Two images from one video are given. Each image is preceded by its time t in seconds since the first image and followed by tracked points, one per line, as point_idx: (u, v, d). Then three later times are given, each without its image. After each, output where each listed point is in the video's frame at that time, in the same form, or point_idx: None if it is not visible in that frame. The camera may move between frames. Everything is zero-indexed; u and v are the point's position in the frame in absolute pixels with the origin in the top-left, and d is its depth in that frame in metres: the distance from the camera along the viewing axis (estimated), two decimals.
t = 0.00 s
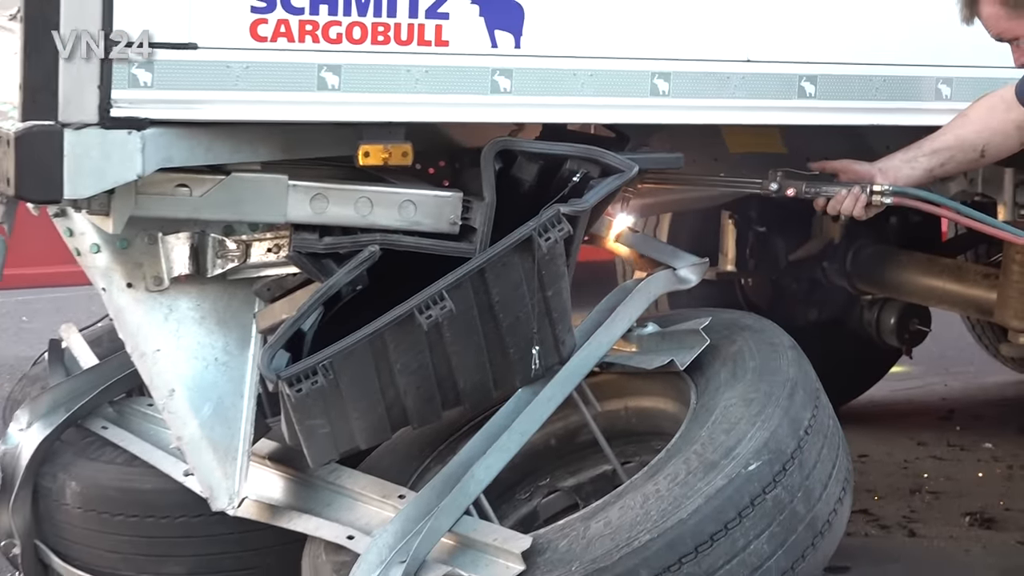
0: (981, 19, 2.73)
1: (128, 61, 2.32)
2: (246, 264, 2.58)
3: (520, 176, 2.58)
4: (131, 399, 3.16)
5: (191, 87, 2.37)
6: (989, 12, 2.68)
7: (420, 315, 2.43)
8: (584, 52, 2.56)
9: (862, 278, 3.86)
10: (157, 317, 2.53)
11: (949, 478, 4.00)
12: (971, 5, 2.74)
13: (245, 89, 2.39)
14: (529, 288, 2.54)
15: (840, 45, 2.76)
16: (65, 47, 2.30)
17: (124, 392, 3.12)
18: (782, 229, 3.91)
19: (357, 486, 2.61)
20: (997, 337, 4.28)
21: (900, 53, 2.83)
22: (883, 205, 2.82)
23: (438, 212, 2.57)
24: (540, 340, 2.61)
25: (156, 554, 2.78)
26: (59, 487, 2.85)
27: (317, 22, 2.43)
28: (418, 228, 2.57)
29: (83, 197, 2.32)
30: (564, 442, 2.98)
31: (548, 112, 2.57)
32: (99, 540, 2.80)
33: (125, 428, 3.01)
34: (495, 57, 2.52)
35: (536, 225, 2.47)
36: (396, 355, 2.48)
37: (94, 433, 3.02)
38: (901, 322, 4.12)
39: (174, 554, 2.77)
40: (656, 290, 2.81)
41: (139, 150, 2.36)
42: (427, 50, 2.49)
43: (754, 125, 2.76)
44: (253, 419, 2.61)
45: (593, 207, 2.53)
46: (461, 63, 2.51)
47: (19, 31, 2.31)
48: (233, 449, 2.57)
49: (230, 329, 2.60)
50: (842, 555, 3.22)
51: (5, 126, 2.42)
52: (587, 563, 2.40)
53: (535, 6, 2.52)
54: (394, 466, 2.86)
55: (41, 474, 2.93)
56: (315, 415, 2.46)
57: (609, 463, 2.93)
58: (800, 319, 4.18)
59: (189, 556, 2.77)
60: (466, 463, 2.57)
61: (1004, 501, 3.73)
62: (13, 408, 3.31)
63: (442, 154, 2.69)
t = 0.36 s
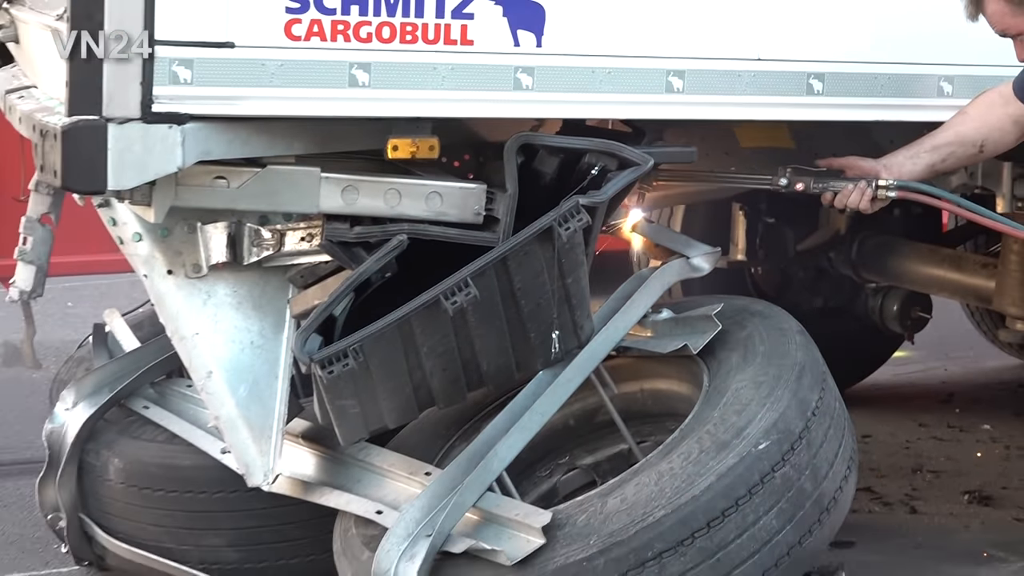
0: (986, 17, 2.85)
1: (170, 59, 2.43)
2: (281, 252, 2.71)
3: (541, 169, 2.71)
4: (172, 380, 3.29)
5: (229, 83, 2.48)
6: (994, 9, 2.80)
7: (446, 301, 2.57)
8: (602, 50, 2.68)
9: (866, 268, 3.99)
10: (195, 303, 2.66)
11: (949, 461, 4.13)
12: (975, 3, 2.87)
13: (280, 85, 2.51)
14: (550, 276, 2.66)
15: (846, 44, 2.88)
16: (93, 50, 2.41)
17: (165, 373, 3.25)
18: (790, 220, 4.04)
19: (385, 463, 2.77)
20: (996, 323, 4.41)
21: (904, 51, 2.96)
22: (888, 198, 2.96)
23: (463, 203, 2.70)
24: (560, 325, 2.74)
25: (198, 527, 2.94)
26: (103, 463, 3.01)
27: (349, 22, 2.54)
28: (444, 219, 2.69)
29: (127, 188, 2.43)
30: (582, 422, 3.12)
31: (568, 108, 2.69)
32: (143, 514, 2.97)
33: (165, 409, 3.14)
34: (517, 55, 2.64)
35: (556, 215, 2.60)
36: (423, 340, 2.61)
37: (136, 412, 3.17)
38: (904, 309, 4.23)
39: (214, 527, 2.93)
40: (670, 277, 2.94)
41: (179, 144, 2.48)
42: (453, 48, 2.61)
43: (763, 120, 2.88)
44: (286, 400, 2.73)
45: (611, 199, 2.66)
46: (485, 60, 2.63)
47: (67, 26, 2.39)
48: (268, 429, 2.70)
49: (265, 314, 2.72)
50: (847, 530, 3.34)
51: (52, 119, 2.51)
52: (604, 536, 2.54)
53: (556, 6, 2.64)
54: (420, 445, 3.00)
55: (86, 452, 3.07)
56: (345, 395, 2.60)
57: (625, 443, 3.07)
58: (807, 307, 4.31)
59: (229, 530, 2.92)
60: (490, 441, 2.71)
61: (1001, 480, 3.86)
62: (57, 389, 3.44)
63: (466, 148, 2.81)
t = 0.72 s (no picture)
0: (988, 14, 2.96)
1: (204, 52, 2.56)
2: (310, 237, 2.83)
3: (557, 159, 2.83)
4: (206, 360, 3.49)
5: (261, 76, 2.60)
6: (997, 5, 2.91)
7: (467, 284, 2.70)
8: (616, 45, 2.81)
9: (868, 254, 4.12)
10: (228, 284, 2.79)
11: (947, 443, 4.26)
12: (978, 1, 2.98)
13: (309, 78, 2.63)
14: (566, 261, 2.79)
15: (849, 39, 3.01)
16: (142, 45, 2.53)
17: (199, 353, 3.43)
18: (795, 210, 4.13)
19: (406, 438, 2.92)
20: (991, 308, 4.54)
21: (904, 46, 3.08)
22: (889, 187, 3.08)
23: (483, 191, 2.82)
24: (575, 307, 2.87)
25: (230, 499, 3.18)
26: (140, 437, 3.25)
27: (375, 18, 2.66)
28: (464, 206, 2.82)
29: (163, 176, 2.55)
30: (597, 401, 3.28)
31: (583, 100, 2.81)
32: (177, 487, 3.23)
33: (199, 386, 3.33)
34: (535, 49, 2.76)
35: (572, 203, 2.73)
36: (445, 321, 2.74)
37: (170, 390, 3.35)
38: (903, 295, 4.43)
39: (246, 499, 3.17)
40: (680, 263, 3.06)
41: (212, 135, 2.60)
42: (474, 43, 2.73)
43: (769, 113, 3.00)
44: (314, 378, 2.87)
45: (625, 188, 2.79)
46: (505, 54, 2.75)
47: (107, 23, 2.52)
48: (297, 406, 2.84)
49: (294, 296, 2.85)
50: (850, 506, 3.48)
51: (92, 110, 2.63)
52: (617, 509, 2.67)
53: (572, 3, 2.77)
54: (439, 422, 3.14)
55: (124, 427, 3.30)
56: (370, 373, 2.73)
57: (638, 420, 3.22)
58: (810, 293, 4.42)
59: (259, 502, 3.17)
60: (508, 417, 2.85)
61: (996, 456, 4.06)
62: (95, 367, 3.65)
63: (486, 139, 2.94)
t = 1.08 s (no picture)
0: (978, 15, 2.93)
1: (229, 53, 2.66)
2: (329, 230, 2.96)
3: (565, 155, 2.97)
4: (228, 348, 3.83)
5: (283, 77, 2.71)
6: (988, 7, 2.88)
7: (479, 275, 2.82)
8: (622, 47, 2.93)
9: (863, 248, 4.25)
10: (252, 274, 2.92)
11: (940, 432, 4.40)
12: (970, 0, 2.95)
13: (328, 78, 2.74)
14: (573, 254, 2.92)
15: (844, 42, 3.14)
16: (150, 45, 2.65)
17: (223, 341, 3.80)
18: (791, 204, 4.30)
19: (422, 423, 3.08)
20: (981, 299, 4.67)
21: (898, 48, 3.21)
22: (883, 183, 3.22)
23: (495, 185, 2.96)
24: (583, 298, 3.01)
25: (252, 480, 3.50)
26: (166, 421, 3.58)
27: (392, 21, 2.77)
28: (477, 200, 2.95)
29: (189, 171, 2.67)
30: (603, 387, 3.45)
31: (590, 99, 2.94)
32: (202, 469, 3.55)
33: (222, 371, 3.69)
34: (545, 51, 2.88)
35: (580, 198, 2.85)
36: (458, 311, 2.87)
37: (196, 374, 3.71)
38: (896, 286, 4.49)
39: (264, 480, 3.49)
40: (682, 255, 3.19)
41: (236, 131, 2.71)
42: (487, 44, 2.85)
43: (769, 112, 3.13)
44: (332, 365, 3.00)
45: (630, 183, 2.92)
46: (515, 55, 2.87)
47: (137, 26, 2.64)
48: (318, 391, 2.98)
49: (314, 286, 2.99)
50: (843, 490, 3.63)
51: (121, 108, 2.76)
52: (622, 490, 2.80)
53: (580, 6, 2.89)
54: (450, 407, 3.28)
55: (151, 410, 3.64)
56: (387, 361, 2.86)
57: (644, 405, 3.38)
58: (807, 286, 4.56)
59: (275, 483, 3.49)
60: (517, 403, 2.97)
61: (982, 441, 4.34)
62: (126, 352, 3.97)
63: (498, 136, 3.08)
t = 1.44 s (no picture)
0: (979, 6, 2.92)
1: (237, 48, 2.68)
2: (335, 224, 2.96)
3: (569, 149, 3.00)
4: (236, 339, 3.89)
5: (289, 72, 2.73)
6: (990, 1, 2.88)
7: (484, 268, 2.90)
8: (626, 43, 2.96)
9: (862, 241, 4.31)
10: (259, 267, 2.95)
11: (940, 426, 4.44)
12: None
13: (333, 73, 2.76)
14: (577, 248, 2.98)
15: (846, 39, 3.17)
16: (149, 46, 2.70)
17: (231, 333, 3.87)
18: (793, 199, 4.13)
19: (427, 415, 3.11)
20: (981, 294, 4.70)
21: (899, 45, 3.24)
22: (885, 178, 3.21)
23: (501, 181, 2.92)
24: (586, 291, 3.08)
25: (259, 471, 3.58)
26: (174, 412, 3.67)
27: (398, 17, 2.80)
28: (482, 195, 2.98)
29: (197, 165, 2.71)
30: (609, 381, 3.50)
31: (595, 95, 2.96)
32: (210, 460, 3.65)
33: (229, 362, 3.75)
34: (549, 47, 2.91)
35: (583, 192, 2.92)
36: (463, 304, 2.92)
37: (204, 366, 3.76)
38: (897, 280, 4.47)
39: (272, 471, 3.57)
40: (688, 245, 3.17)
41: (244, 126, 2.74)
42: (492, 40, 2.87)
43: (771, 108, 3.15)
44: (337, 356, 3.05)
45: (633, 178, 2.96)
46: (519, 51, 2.89)
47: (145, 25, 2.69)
48: (322, 381, 3.03)
49: (320, 279, 3.02)
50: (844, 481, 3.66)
51: (130, 103, 2.79)
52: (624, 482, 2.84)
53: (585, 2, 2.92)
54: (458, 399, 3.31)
55: (159, 401, 3.74)
56: (392, 353, 2.91)
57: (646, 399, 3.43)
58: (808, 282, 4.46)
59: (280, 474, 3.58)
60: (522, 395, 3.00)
61: (983, 433, 4.39)
62: (136, 343, 4.01)
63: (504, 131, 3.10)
